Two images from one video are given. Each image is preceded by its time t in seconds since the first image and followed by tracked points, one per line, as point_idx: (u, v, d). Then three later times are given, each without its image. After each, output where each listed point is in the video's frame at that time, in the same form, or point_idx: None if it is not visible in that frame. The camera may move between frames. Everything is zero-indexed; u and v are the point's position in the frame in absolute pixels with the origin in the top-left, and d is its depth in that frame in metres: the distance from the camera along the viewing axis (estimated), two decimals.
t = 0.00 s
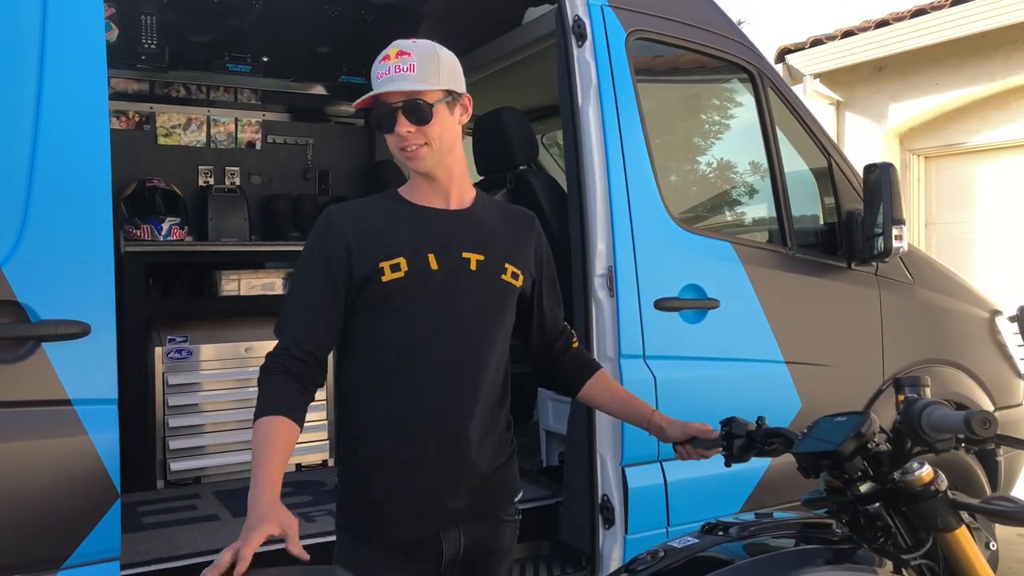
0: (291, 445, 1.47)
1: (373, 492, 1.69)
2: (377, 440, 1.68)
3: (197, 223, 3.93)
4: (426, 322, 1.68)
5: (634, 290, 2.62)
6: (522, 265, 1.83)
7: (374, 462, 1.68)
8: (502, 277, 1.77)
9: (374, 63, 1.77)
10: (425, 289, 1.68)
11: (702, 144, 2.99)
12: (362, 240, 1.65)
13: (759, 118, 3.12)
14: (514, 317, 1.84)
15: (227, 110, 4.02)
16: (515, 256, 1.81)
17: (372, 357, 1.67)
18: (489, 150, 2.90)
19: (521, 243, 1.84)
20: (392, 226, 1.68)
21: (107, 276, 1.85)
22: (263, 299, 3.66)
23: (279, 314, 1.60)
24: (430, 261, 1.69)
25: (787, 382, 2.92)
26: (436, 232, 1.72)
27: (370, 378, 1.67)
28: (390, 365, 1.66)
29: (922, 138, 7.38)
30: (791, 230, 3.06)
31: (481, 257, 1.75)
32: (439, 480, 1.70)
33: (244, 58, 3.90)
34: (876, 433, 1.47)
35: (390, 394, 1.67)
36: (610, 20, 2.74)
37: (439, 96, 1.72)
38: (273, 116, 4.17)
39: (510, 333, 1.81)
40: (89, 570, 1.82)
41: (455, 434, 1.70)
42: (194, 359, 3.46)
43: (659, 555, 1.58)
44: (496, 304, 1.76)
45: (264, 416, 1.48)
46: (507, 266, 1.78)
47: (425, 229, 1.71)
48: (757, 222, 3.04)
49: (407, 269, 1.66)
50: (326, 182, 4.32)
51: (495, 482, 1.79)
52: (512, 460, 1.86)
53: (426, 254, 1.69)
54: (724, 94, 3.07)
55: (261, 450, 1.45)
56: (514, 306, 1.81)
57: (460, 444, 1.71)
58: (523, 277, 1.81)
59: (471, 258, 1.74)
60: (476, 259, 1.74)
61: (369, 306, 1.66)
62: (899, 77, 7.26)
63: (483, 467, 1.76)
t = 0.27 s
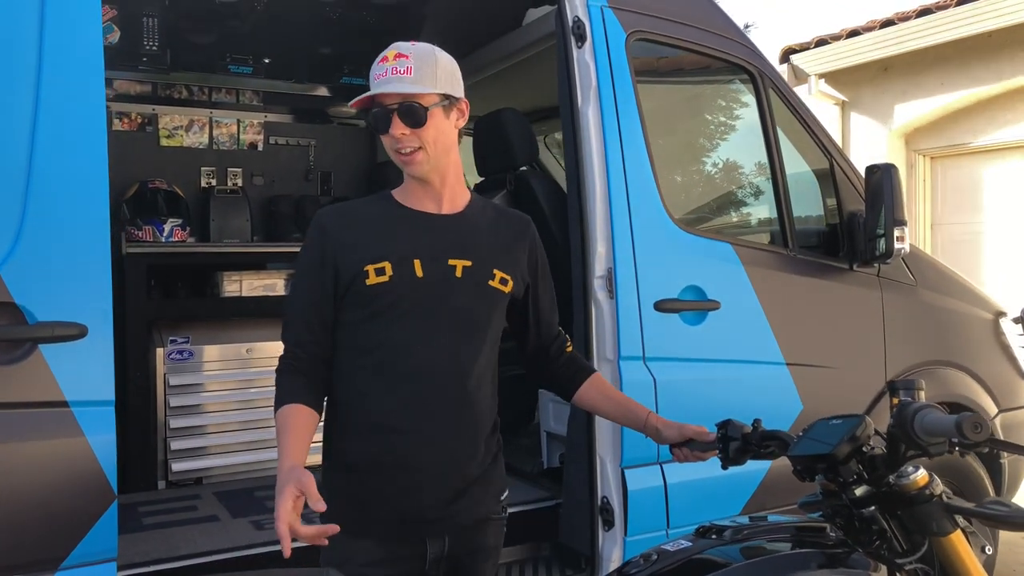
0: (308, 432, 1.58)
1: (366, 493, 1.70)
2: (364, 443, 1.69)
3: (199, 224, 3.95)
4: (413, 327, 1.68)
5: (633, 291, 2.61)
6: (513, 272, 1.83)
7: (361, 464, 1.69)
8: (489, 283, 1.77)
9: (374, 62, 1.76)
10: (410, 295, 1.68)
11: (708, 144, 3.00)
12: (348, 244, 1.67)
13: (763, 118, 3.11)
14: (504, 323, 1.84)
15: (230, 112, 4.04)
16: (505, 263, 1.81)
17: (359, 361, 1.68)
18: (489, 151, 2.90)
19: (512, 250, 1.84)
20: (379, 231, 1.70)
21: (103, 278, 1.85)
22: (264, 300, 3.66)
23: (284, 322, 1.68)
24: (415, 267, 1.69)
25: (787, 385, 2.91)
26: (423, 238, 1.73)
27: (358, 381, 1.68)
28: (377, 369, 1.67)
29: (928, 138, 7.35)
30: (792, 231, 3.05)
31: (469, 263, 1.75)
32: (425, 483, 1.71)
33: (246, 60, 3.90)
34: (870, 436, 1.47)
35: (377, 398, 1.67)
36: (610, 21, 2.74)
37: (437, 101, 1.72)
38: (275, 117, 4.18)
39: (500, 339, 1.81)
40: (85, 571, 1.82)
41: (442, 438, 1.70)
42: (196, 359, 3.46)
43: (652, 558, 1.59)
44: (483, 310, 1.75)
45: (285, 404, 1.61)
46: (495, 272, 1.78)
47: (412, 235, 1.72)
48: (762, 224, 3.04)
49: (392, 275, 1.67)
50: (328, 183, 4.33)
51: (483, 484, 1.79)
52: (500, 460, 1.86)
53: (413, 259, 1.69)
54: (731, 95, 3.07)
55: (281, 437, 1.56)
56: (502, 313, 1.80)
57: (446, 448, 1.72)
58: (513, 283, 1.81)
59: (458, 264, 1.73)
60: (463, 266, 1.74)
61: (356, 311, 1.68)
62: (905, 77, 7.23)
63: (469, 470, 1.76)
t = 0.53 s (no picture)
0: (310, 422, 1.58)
1: (366, 495, 1.72)
2: (363, 445, 1.71)
3: (205, 226, 3.95)
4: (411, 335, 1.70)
5: (636, 292, 2.61)
6: (509, 281, 1.84)
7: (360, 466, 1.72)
8: (486, 293, 1.78)
9: (397, 68, 1.77)
10: (409, 303, 1.70)
11: (715, 145, 3.01)
12: (350, 252, 1.69)
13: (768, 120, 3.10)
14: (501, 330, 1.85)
15: (236, 114, 4.03)
16: (501, 272, 1.82)
17: (359, 365, 1.70)
18: (493, 153, 2.91)
19: (510, 259, 1.86)
20: (380, 239, 1.72)
21: (107, 281, 1.87)
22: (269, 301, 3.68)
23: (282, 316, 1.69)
24: (415, 276, 1.71)
25: (790, 388, 2.90)
26: (422, 246, 1.74)
27: (357, 384, 1.71)
28: (375, 375, 1.69)
29: (935, 139, 7.32)
30: (795, 233, 3.04)
31: (467, 273, 1.76)
32: (423, 485, 1.73)
33: (251, 62, 3.94)
34: (868, 440, 1.47)
35: (375, 401, 1.70)
36: (613, 23, 2.74)
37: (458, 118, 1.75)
38: (282, 119, 4.17)
39: (497, 346, 1.83)
40: (89, 571, 1.84)
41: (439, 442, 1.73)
42: (202, 360, 3.50)
43: (650, 561, 1.59)
44: (480, 320, 1.77)
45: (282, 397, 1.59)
46: (492, 282, 1.79)
47: (413, 242, 1.74)
48: (769, 224, 3.05)
49: (392, 283, 1.69)
50: (334, 185, 4.33)
51: (478, 486, 1.81)
52: (499, 459, 1.89)
53: (413, 268, 1.71)
54: (739, 96, 3.08)
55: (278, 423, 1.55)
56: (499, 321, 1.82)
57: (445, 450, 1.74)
58: (509, 292, 1.82)
59: (455, 274, 1.75)
60: (461, 275, 1.75)
61: (356, 316, 1.70)
62: (912, 77, 7.21)
63: (465, 473, 1.79)
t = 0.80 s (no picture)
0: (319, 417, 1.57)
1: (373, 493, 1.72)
2: (374, 442, 1.74)
3: (218, 226, 3.97)
4: (426, 333, 1.73)
5: (645, 291, 2.61)
6: (521, 282, 1.88)
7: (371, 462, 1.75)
8: (500, 293, 1.82)
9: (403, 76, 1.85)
10: (425, 302, 1.74)
11: (729, 143, 3.00)
12: (368, 252, 1.73)
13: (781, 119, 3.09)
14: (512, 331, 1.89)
15: (248, 114, 4.05)
16: (514, 275, 1.86)
17: (370, 364, 1.73)
18: (503, 153, 2.92)
19: (522, 261, 1.90)
20: (396, 238, 1.75)
21: (119, 280, 1.89)
22: (281, 300, 3.69)
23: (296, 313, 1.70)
24: (431, 277, 1.74)
25: (802, 387, 2.89)
26: (437, 246, 1.78)
27: (369, 381, 1.73)
28: (387, 373, 1.72)
29: (950, 138, 7.27)
30: (807, 232, 3.03)
31: (482, 272, 1.80)
32: (432, 482, 1.74)
33: (263, 62, 3.95)
34: (877, 439, 1.46)
35: (388, 398, 1.73)
36: (623, 22, 2.74)
37: (463, 115, 1.79)
38: (293, 119, 4.19)
39: (508, 346, 1.86)
40: (100, 567, 1.85)
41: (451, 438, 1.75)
42: (214, 359, 3.50)
43: (656, 560, 1.59)
44: (493, 319, 1.81)
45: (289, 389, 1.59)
46: (506, 283, 1.83)
47: (428, 243, 1.77)
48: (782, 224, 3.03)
49: (409, 282, 1.72)
50: (345, 185, 4.34)
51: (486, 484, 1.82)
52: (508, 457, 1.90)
53: (429, 268, 1.75)
54: (752, 93, 3.07)
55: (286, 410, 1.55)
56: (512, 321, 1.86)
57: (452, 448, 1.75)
58: (521, 294, 1.86)
59: (471, 273, 1.79)
60: (476, 274, 1.79)
61: (371, 315, 1.73)
62: (926, 76, 7.16)
63: (472, 471, 1.80)
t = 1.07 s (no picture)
0: (340, 424, 1.58)
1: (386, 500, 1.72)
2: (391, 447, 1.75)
3: (236, 233, 3.98)
4: (442, 336, 1.74)
5: (662, 297, 2.59)
6: (537, 285, 1.88)
7: (386, 467, 1.75)
8: (516, 297, 1.82)
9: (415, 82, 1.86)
10: (442, 306, 1.74)
11: (749, 148, 2.98)
12: (385, 257, 1.72)
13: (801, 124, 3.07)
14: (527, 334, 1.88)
15: (265, 121, 4.07)
16: (530, 277, 1.86)
17: (383, 368, 1.74)
18: (518, 158, 2.91)
19: (538, 264, 1.90)
20: (413, 243, 1.75)
21: (136, 286, 1.90)
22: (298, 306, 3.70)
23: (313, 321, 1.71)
24: (449, 280, 1.75)
25: (820, 395, 2.86)
26: (454, 250, 1.78)
27: (385, 386, 1.74)
28: (404, 375, 1.73)
29: (972, 143, 7.19)
30: (826, 238, 3.00)
31: (499, 276, 1.80)
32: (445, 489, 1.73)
33: (280, 69, 3.97)
34: (897, 448, 1.44)
35: (403, 404, 1.73)
36: (639, 28, 2.73)
37: (475, 117, 1.80)
38: (311, 126, 4.22)
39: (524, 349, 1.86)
40: (116, 572, 1.86)
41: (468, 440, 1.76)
42: (232, 365, 3.50)
43: (671, 568, 1.57)
44: (510, 323, 1.81)
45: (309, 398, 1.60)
46: (522, 286, 1.83)
47: (445, 248, 1.77)
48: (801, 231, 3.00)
49: (428, 284, 1.73)
50: (362, 191, 4.34)
51: (496, 489, 1.82)
52: (523, 464, 1.89)
53: (446, 272, 1.75)
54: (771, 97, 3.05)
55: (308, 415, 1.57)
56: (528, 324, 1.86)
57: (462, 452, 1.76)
58: (537, 296, 1.86)
59: (488, 276, 1.79)
60: (493, 278, 1.80)
61: (388, 318, 1.72)
62: (948, 81, 7.10)
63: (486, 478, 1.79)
